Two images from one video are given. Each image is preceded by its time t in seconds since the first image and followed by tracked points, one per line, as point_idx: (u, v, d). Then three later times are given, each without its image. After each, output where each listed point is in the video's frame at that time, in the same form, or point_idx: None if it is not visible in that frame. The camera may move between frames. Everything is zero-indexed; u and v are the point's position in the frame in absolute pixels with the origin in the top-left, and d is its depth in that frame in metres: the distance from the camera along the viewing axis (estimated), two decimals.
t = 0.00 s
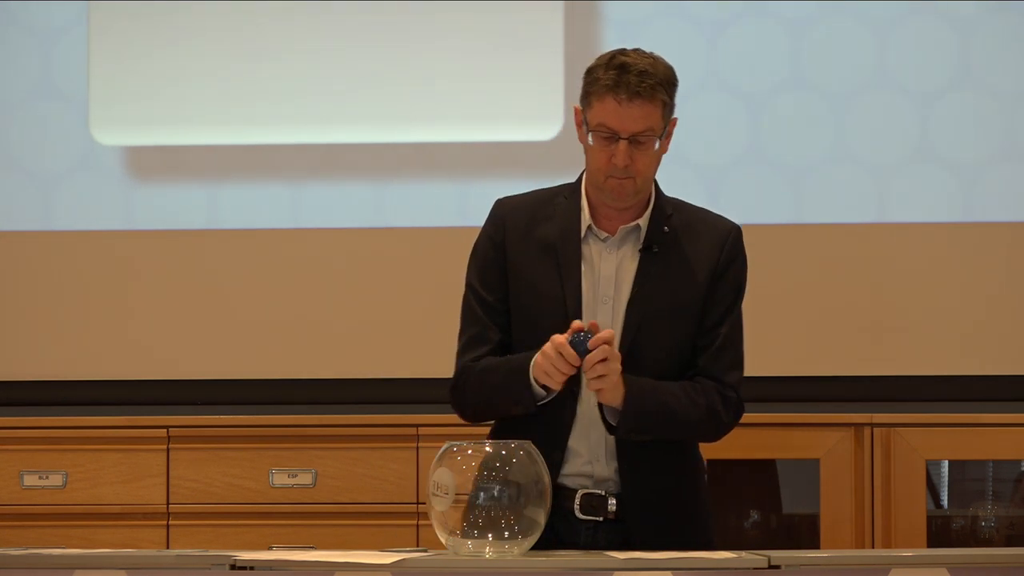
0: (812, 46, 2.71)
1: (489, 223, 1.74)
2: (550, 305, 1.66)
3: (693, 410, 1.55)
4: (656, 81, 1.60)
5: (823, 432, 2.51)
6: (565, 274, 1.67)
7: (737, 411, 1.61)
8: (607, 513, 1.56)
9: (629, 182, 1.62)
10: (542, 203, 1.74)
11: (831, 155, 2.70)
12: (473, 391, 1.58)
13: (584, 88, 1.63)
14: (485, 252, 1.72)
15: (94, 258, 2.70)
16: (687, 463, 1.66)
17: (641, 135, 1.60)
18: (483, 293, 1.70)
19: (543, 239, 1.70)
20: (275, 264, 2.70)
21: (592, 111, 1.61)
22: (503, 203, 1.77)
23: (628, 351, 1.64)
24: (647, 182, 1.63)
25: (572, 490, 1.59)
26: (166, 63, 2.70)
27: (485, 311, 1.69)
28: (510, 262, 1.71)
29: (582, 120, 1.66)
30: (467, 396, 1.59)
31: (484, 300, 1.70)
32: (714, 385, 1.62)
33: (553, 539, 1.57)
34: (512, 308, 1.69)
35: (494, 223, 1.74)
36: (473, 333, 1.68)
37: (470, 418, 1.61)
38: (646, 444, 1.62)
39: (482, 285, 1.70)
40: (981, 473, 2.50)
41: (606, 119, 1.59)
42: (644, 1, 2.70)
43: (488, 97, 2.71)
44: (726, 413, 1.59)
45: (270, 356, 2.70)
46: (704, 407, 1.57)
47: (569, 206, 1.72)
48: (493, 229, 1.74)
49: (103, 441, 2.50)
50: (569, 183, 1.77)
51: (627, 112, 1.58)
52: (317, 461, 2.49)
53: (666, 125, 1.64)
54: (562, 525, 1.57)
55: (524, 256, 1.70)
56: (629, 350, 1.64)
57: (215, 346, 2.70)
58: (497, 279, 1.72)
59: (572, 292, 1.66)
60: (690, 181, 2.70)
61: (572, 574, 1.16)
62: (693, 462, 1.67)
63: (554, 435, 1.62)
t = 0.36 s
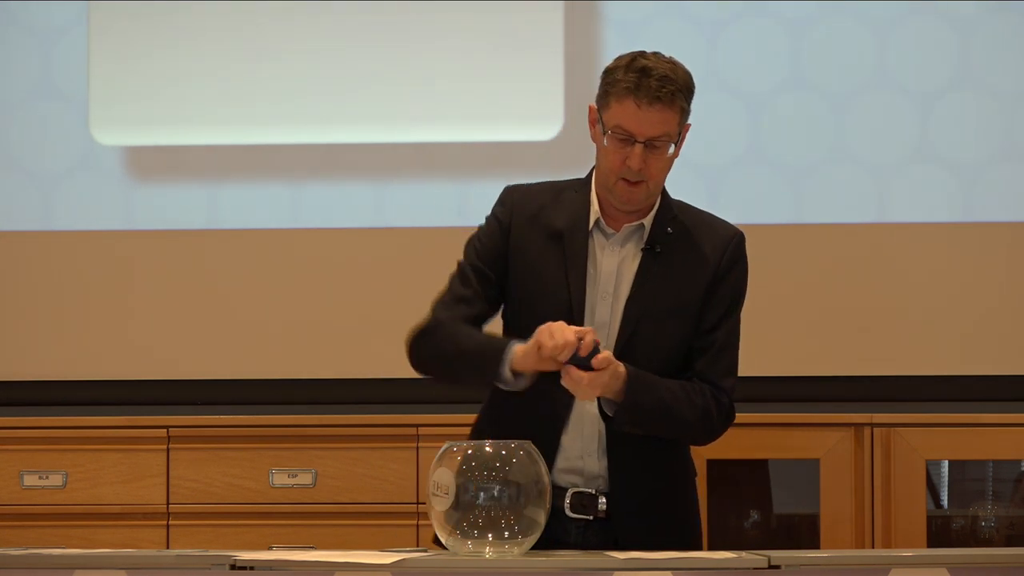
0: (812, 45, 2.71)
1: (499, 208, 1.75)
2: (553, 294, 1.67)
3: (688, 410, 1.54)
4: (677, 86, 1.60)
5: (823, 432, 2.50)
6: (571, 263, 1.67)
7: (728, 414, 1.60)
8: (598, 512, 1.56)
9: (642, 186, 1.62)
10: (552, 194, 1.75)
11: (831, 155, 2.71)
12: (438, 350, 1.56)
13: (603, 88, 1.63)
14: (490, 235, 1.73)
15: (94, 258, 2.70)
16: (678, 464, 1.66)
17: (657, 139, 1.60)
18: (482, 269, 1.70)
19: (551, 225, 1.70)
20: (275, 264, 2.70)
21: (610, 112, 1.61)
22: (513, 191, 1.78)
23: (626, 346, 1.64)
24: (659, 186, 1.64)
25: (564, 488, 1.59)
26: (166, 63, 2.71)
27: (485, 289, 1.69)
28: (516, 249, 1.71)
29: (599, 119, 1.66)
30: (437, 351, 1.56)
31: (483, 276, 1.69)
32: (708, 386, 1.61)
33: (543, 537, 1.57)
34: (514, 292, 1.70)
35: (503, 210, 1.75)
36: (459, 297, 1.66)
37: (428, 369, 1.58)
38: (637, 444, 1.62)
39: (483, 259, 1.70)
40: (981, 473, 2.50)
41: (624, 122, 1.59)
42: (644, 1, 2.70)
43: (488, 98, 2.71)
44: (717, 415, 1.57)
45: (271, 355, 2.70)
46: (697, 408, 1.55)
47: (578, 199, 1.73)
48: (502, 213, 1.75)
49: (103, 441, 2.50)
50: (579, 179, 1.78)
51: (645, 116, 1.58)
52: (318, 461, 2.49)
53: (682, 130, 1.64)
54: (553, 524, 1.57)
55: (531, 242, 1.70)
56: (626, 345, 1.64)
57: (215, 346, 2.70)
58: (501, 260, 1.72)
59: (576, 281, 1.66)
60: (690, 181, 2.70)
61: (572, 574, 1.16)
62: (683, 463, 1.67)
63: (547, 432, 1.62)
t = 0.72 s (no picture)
0: (812, 45, 2.71)
1: (493, 202, 1.76)
2: (546, 289, 1.66)
3: (686, 412, 1.53)
4: (673, 85, 1.60)
5: (823, 432, 2.51)
6: (563, 259, 1.67)
7: (726, 415, 1.60)
8: (593, 511, 1.56)
9: (639, 185, 1.62)
10: (546, 190, 1.75)
11: (831, 154, 2.70)
12: (422, 329, 1.56)
13: (599, 88, 1.63)
14: (484, 227, 1.73)
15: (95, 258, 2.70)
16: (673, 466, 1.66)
17: (655, 139, 1.60)
18: (473, 257, 1.70)
19: (545, 220, 1.70)
20: (275, 264, 2.70)
21: (608, 113, 1.61)
22: (508, 186, 1.78)
23: (621, 345, 1.64)
24: (656, 185, 1.64)
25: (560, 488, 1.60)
26: (167, 63, 2.71)
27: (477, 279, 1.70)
28: (509, 243, 1.71)
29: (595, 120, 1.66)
30: (419, 330, 1.56)
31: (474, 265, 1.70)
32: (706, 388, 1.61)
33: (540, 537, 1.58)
34: (508, 284, 1.70)
35: (497, 203, 1.75)
36: (448, 281, 1.66)
37: (413, 351, 1.58)
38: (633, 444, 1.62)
39: (474, 250, 1.71)
40: (981, 473, 2.50)
41: (622, 123, 1.59)
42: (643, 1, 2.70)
43: (488, 98, 2.72)
44: (715, 417, 1.58)
45: (270, 355, 2.70)
46: (696, 409, 1.55)
47: (572, 195, 1.73)
48: (495, 205, 1.75)
49: (103, 441, 2.49)
50: (574, 175, 1.78)
51: (643, 116, 1.58)
52: (318, 461, 2.49)
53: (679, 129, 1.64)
54: (550, 524, 1.57)
55: (524, 236, 1.70)
56: (621, 344, 1.64)
57: (214, 345, 2.70)
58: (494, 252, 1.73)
59: (569, 277, 1.66)
60: (690, 180, 2.70)
61: (573, 574, 1.16)
62: (678, 464, 1.67)
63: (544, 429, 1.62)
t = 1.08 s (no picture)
0: (811, 45, 2.71)
1: (489, 202, 1.76)
2: (543, 289, 1.66)
3: (682, 411, 1.53)
4: (668, 85, 1.60)
5: (823, 432, 2.51)
6: (559, 258, 1.67)
7: (721, 415, 1.60)
8: (589, 511, 1.55)
9: (634, 183, 1.61)
10: (542, 190, 1.75)
11: (831, 154, 2.71)
12: (423, 329, 1.55)
13: (595, 87, 1.63)
14: (480, 228, 1.73)
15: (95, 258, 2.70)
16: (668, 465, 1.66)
17: (650, 137, 1.60)
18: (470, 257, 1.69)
19: (541, 219, 1.71)
20: (275, 264, 2.70)
21: (603, 111, 1.61)
22: (504, 186, 1.78)
23: (616, 345, 1.64)
24: (650, 184, 1.64)
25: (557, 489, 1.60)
26: (167, 63, 2.71)
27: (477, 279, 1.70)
28: (505, 243, 1.71)
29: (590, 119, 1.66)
30: (420, 329, 1.56)
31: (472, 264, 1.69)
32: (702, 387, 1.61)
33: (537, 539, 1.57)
34: (505, 284, 1.70)
35: (493, 204, 1.75)
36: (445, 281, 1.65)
37: (417, 350, 1.58)
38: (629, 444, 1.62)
39: (472, 250, 1.70)
40: (981, 473, 2.50)
41: (617, 120, 1.59)
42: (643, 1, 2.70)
43: (488, 98, 2.72)
44: (710, 416, 1.57)
45: (270, 355, 2.70)
46: (692, 409, 1.55)
47: (568, 195, 1.73)
48: (491, 206, 1.75)
49: (103, 441, 2.49)
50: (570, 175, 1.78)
51: (639, 114, 1.58)
52: (318, 461, 2.49)
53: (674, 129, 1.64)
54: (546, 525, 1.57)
55: (521, 236, 1.71)
56: (617, 344, 1.64)
57: (214, 345, 2.70)
58: (492, 253, 1.73)
59: (566, 278, 1.66)
60: (690, 180, 2.70)
61: (573, 574, 1.16)
62: (673, 463, 1.67)
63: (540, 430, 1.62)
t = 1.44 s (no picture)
0: (811, 44, 2.71)
1: (483, 206, 1.75)
2: (541, 291, 1.67)
3: (684, 409, 1.53)
4: (663, 84, 1.60)
5: (823, 432, 2.51)
6: (556, 260, 1.67)
7: (720, 413, 1.60)
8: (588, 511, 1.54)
9: (629, 183, 1.62)
10: (537, 192, 1.75)
11: (830, 154, 2.71)
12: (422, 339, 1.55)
13: (589, 87, 1.63)
14: (475, 232, 1.72)
15: (94, 257, 2.70)
16: (669, 464, 1.66)
17: (645, 137, 1.60)
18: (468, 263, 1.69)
19: (537, 222, 1.71)
20: (275, 264, 2.70)
21: (598, 112, 1.61)
22: (496, 190, 1.78)
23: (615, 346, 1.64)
24: (646, 184, 1.64)
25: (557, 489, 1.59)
26: (167, 64, 2.71)
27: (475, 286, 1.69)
28: (501, 247, 1.71)
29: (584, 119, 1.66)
30: (420, 340, 1.55)
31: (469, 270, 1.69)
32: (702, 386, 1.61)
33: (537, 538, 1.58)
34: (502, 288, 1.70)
35: (488, 207, 1.75)
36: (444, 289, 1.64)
37: (416, 361, 1.57)
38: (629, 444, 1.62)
39: (468, 255, 1.70)
40: (981, 474, 2.50)
41: (612, 121, 1.59)
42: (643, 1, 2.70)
43: (488, 98, 2.72)
44: (711, 414, 1.58)
45: (270, 355, 2.70)
46: (693, 407, 1.55)
47: (563, 197, 1.73)
48: (486, 210, 1.74)
49: (103, 441, 2.50)
50: (564, 177, 1.78)
51: (633, 115, 1.58)
52: (318, 461, 2.49)
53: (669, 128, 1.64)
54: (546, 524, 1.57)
55: (517, 239, 1.71)
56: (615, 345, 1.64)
57: (214, 345, 2.70)
58: (488, 257, 1.72)
59: (564, 280, 1.66)
60: (690, 180, 2.70)
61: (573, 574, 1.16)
62: (674, 462, 1.67)
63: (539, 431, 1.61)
